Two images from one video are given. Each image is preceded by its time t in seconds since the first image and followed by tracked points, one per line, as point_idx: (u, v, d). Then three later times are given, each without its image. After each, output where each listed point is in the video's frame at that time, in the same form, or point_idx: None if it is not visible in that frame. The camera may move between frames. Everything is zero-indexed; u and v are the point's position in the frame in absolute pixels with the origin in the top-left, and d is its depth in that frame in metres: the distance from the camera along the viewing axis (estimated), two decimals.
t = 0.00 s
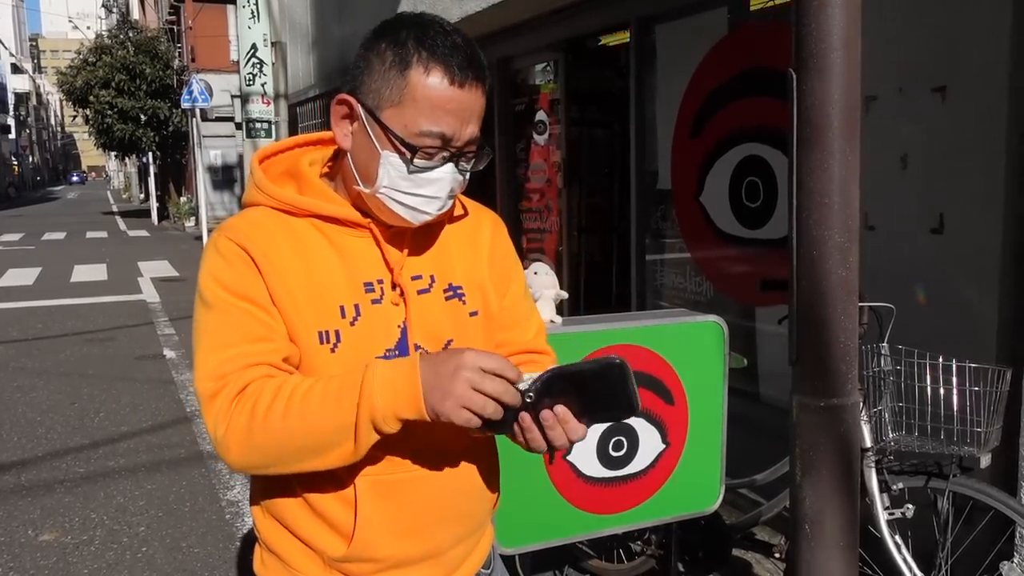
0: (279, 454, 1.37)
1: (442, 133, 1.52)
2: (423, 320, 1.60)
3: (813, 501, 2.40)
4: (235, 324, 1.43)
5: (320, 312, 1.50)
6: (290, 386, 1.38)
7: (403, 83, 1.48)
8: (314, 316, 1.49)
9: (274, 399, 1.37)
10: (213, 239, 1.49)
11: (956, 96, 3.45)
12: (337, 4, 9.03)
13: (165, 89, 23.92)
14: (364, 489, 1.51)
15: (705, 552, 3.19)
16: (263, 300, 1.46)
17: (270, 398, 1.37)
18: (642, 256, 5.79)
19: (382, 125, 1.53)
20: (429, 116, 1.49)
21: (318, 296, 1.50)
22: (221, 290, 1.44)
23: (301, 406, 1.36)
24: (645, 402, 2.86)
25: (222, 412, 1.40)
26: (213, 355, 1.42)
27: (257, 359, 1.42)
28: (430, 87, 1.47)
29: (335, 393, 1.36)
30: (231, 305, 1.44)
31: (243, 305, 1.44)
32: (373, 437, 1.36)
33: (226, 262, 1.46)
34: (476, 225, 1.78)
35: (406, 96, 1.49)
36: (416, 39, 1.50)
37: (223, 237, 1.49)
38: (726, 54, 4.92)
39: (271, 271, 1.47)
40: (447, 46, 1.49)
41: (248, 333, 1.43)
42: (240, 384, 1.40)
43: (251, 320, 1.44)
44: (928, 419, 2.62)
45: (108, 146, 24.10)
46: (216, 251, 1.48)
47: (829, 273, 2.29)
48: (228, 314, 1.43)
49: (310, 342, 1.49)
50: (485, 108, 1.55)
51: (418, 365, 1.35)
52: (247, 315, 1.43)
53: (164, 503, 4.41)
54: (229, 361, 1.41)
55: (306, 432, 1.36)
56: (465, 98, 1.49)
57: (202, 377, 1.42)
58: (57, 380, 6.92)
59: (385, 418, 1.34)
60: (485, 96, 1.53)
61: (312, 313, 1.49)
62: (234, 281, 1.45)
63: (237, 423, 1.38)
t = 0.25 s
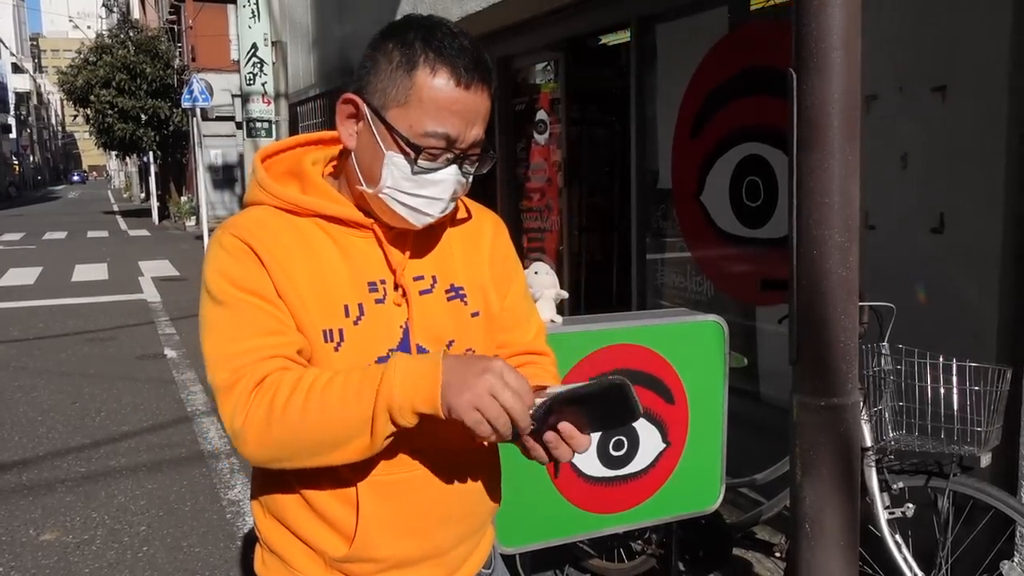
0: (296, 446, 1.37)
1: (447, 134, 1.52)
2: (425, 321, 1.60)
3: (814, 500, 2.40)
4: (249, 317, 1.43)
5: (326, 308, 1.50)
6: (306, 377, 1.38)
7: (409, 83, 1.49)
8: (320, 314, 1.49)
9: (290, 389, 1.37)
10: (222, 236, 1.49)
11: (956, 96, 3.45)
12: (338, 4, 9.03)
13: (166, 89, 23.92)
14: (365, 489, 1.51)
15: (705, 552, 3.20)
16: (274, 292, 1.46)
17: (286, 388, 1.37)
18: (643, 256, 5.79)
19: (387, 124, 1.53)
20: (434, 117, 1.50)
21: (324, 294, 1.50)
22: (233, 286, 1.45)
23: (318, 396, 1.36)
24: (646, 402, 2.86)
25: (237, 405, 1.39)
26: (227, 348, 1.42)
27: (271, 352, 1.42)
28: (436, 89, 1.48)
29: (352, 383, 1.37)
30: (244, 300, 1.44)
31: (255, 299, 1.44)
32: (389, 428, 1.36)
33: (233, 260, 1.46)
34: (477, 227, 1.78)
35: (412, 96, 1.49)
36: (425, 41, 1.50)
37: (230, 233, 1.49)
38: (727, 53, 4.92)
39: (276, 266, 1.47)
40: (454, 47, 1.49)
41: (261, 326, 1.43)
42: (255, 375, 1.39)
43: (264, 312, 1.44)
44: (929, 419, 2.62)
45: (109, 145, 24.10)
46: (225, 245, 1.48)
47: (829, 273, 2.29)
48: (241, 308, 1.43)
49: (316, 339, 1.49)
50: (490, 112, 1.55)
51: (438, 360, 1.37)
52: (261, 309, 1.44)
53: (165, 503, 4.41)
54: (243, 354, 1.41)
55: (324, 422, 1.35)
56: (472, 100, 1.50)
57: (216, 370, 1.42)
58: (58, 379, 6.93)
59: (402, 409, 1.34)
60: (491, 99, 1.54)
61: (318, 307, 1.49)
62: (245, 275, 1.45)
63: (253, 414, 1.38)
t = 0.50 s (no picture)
0: (298, 466, 1.39)
1: (431, 99, 1.55)
2: (434, 323, 1.58)
3: (814, 500, 2.41)
4: (258, 325, 1.43)
5: (332, 310, 1.49)
6: (315, 398, 1.40)
7: (393, 54, 1.53)
8: (325, 315, 1.48)
9: (298, 409, 1.38)
10: (234, 233, 1.49)
11: (957, 95, 3.45)
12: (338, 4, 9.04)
13: (167, 89, 23.94)
14: (367, 491, 1.51)
15: (706, 551, 3.20)
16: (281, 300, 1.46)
17: (294, 408, 1.38)
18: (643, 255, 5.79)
19: (374, 99, 1.58)
20: (418, 82, 1.53)
21: (332, 295, 1.50)
22: (244, 288, 1.45)
23: (327, 422, 1.37)
24: (648, 400, 2.87)
25: (242, 415, 1.40)
26: (234, 355, 1.43)
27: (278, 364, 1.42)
28: (415, 55, 1.52)
29: (364, 413, 1.38)
30: (255, 305, 1.44)
31: (266, 305, 1.45)
32: (393, 467, 1.38)
33: (244, 261, 1.47)
34: (486, 229, 1.77)
35: (393, 65, 1.54)
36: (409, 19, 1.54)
37: (238, 234, 1.49)
38: (727, 52, 4.92)
39: (282, 270, 1.46)
40: (434, 19, 1.54)
41: (270, 334, 1.43)
42: (262, 388, 1.40)
43: (271, 320, 1.44)
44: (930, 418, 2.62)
45: (110, 145, 24.13)
46: (235, 248, 1.48)
47: (829, 272, 2.29)
48: (251, 314, 1.44)
49: (322, 341, 1.48)
50: (478, 77, 1.57)
51: (454, 404, 1.39)
52: (271, 317, 1.44)
53: (167, 503, 4.42)
54: (251, 363, 1.42)
55: (330, 449, 1.37)
56: (452, 63, 1.53)
57: (222, 375, 1.43)
58: (60, 379, 6.94)
59: (410, 449, 1.37)
60: (477, 65, 1.57)
61: (324, 312, 1.48)
62: (252, 283, 1.45)
63: (258, 427, 1.39)
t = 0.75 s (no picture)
0: (287, 490, 1.42)
1: (387, 61, 1.60)
2: (438, 329, 1.58)
3: (816, 500, 2.41)
4: (251, 350, 1.43)
5: (334, 322, 1.48)
6: (307, 428, 1.41)
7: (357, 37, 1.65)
8: (325, 328, 1.47)
9: (290, 441, 1.40)
10: (231, 247, 1.47)
11: (958, 95, 3.45)
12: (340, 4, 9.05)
13: (168, 89, 23.96)
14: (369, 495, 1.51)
15: (709, 551, 3.20)
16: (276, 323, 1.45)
17: (285, 439, 1.40)
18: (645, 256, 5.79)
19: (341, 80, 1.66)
20: (374, 46, 1.60)
21: (329, 310, 1.48)
22: (237, 309, 1.44)
23: (318, 456, 1.40)
24: (650, 401, 2.88)
25: (229, 440, 1.41)
26: (225, 378, 1.42)
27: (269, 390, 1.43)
28: (371, 28, 1.62)
29: (355, 448, 1.41)
30: (248, 327, 1.43)
31: (261, 328, 1.44)
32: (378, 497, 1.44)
33: (241, 279, 1.44)
34: (492, 233, 1.76)
35: (356, 46, 1.64)
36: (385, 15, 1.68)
37: (234, 249, 1.46)
38: (729, 52, 4.92)
39: (280, 287, 1.45)
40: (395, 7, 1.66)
41: (262, 360, 1.43)
42: (253, 415, 1.41)
43: (264, 345, 1.43)
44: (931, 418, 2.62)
45: (112, 146, 24.15)
46: (228, 267, 1.45)
47: (830, 272, 2.29)
48: (244, 336, 1.43)
49: (322, 353, 1.47)
50: (438, 38, 1.61)
51: (439, 447, 1.44)
52: (263, 342, 1.43)
53: (168, 503, 4.43)
54: (242, 387, 1.42)
55: (319, 480, 1.41)
56: (404, 24, 1.60)
57: (213, 397, 1.42)
58: (62, 380, 6.94)
59: (396, 486, 1.43)
60: (438, 28, 1.62)
61: (322, 328, 1.47)
62: (245, 305, 1.44)
63: (247, 454, 1.40)
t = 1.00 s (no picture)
0: (305, 496, 1.42)
1: (362, 69, 1.59)
2: (442, 330, 1.58)
3: (817, 500, 2.41)
4: (262, 359, 1.43)
5: (340, 328, 1.48)
6: (321, 433, 1.41)
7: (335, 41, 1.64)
8: (331, 333, 1.48)
9: (305, 446, 1.40)
10: (234, 256, 1.46)
11: (960, 95, 3.44)
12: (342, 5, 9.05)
13: (170, 90, 23.99)
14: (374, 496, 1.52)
15: (711, 552, 3.18)
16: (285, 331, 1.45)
17: (300, 445, 1.40)
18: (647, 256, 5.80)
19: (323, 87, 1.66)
20: (348, 54, 1.59)
21: (335, 316, 1.48)
22: (247, 319, 1.44)
23: (333, 460, 1.40)
24: (651, 401, 2.87)
25: (244, 451, 1.41)
26: (237, 388, 1.42)
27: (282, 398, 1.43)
28: (345, 34, 1.60)
29: (369, 451, 1.41)
30: (258, 337, 1.43)
31: (271, 336, 1.44)
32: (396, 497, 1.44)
33: (249, 289, 1.44)
34: (491, 229, 1.76)
35: (333, 51, 1.63)
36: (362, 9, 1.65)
37: (241, 258, 1.46)
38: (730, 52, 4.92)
39: (288, 293, 1.45)
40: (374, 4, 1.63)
41: (274, 368, 1.43)
42: (267, 423, 1.41)
43: (274, 354, 1.43)
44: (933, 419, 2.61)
45: (114, 147, 24.19)
46: (236, 276, 1.45)
47: (832, 273, 2.29)
48: (254, 345, 1.43)
49: (330, 359, 1.47)
50: (413, 38, 1.58)
51: (454, 442, 1.44)
52: (273, 349, 1.43)
53: (171, 503, 4.43)
54: (255, 397, 1.42)
55: (336, 484, 1.40)
56: (376, 28, 1.57)
57: (225, 410, 1.42)
58: (65, 380, 6.95)
59: (414, 484, 1.42)
60: (412, 26, 1.58)
61: (330, 334, 1.48)
62: (255, 315, 1.44)
63: (262, 463, 1.40)
